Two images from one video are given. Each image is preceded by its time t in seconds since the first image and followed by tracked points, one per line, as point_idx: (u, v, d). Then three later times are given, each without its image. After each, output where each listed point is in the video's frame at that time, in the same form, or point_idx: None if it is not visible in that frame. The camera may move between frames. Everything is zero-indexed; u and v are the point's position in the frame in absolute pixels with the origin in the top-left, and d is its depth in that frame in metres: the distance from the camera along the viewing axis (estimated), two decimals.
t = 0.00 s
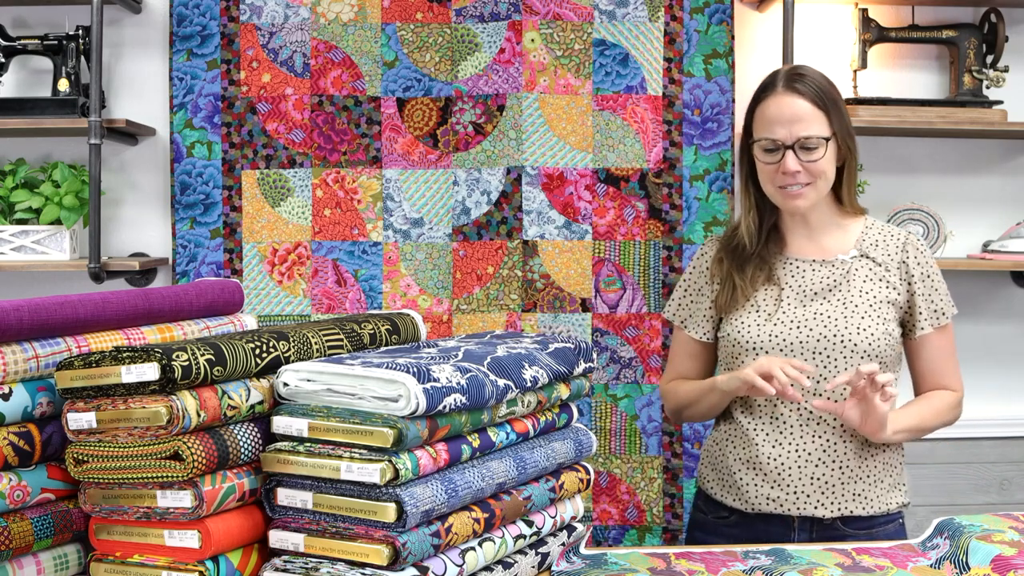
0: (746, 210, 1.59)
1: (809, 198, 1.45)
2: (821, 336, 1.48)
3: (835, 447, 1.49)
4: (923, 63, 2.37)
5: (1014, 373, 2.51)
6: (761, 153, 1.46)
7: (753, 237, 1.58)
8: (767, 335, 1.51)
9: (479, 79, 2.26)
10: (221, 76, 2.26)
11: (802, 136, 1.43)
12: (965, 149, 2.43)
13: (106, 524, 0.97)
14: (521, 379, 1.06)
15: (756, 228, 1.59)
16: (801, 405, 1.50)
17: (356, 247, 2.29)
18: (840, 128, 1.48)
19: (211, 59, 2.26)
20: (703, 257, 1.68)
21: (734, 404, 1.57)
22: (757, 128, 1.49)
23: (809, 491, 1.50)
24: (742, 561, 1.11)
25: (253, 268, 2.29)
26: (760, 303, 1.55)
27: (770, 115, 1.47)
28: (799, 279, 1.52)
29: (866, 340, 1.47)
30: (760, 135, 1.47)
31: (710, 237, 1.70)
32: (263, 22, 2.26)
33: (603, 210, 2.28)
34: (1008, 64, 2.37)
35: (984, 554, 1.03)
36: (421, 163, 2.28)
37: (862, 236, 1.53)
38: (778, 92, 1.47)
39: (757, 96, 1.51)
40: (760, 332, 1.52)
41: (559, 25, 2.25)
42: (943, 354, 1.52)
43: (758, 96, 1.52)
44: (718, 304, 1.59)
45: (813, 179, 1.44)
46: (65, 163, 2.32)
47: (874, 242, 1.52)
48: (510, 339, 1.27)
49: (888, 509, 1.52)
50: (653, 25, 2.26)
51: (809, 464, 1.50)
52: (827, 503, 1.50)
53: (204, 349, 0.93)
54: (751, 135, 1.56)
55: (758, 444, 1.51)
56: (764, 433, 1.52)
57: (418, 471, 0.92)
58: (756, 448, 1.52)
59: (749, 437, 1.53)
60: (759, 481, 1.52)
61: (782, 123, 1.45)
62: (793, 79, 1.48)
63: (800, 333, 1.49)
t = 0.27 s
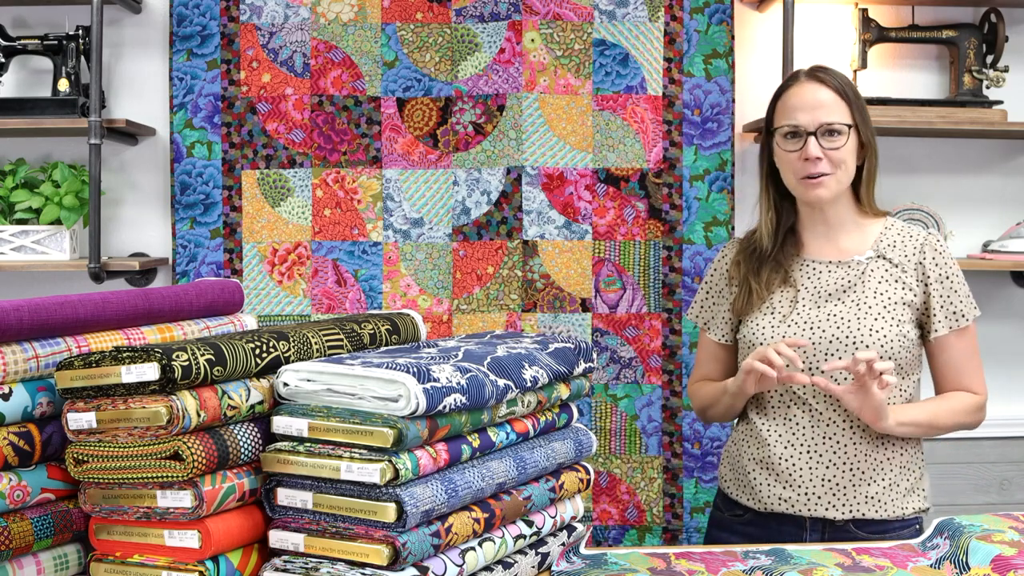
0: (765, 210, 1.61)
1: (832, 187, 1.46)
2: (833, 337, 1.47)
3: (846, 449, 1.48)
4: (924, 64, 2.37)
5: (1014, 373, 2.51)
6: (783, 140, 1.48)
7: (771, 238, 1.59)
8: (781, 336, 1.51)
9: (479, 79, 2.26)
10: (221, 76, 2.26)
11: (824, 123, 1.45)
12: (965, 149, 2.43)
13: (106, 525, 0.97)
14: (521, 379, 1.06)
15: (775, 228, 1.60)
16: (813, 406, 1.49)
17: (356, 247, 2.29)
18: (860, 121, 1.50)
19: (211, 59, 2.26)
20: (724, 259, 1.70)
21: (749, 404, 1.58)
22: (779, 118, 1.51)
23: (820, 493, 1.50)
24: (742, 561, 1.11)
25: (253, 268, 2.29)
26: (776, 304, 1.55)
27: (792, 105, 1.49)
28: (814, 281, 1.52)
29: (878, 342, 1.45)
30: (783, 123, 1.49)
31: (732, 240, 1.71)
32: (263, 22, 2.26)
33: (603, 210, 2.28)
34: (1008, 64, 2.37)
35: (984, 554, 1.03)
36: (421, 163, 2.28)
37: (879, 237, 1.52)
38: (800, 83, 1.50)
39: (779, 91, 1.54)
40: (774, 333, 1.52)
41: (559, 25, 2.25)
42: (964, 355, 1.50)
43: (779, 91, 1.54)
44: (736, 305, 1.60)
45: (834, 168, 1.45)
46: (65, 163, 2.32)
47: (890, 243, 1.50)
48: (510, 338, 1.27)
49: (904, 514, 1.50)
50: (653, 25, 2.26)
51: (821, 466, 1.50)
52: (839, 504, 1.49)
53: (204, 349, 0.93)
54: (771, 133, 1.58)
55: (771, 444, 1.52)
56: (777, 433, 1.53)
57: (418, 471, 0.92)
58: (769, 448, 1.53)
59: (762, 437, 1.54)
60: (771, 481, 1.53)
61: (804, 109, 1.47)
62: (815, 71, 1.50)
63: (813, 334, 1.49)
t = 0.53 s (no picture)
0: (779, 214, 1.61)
1: (850, 191, 1.45)
2: (843, 338, 1.47)
3: (854, 450, 1.48)
4: (924, 64, 2.37)
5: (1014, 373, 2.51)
6: (797, 147, 1.48)
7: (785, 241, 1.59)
8: (791, 337, 1.52)
9: (479, 79, 2.26)
10: (221, 76, 2.26)
11: (837, 126, 1.45)
12: (965, 149, 2.43)
13: (105, 525, 0.97)
14: (521, 379, 1.06)
15: (789, 231, 1.60)
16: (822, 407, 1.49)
17: (356, 247, 2.29)
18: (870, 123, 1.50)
19: (211, 59, 2.26)
20: (738, 261, 1.70)
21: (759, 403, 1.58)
22: (791, 124, 1.51)
23: (826, 493, 1.50)
24: (742, 561, 1.11)
25: (253, 268, 2.29)
26: (788, 305, 1.55)
27: (803, 110, 1.49)
28: (826, 282, 1.52)
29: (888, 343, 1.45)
30: (795, 130, 1.49)
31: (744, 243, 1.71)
32: (263, 22, 2.26)
33: (603, 210, 2.28)
34: (1008, 64, 2.37)
35: (984, 554, 1.03)
36: (421, 163, 2.28)
37: (892, 239, 1.51)
38: (808, 88, 1.51)
39: (787, 95, 1.54)
40: (785, 333, 1.53)
41: (559, 24, 2.25)
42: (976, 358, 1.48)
43: (787, 97, 1.55)
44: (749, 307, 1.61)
45: (851, 170, 1.45)
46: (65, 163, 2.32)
47: (903, 245, 1.50)
48: (510, 339, 1.27)
49: (909, 516, 1.49)
50: (653, 25, 2.26)
51: (827, 466, 1.49)
52: (844, 505, 1.49)
53: (204, 349, 0.93)
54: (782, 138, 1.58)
55: (778, 444, 1.52)
56: (785, 433, 1.53)
57: (418, 471, 0.92)
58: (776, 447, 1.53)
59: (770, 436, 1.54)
60: (778, 480, 1.53)
61: (816, 115, 1.47)
62: (822, 75, 1.51)
63: (823, 334, 1.49)
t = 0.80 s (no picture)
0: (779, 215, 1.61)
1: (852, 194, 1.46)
2: (845, 339, 1.47)
3: (855, 450, 1.48)
4: (924, 64, 2.37)
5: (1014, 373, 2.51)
6: (797, 150, 1.48)
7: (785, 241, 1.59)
8: (793, 338, 1.51)
9: (479, 79, 2.26)
10: (221, 76, 2.26)
11: (837, 128, 1.45)
12: (966, 149, 2.43)
13: (105, 525, 0.97)
14: (521, 379, 1.06)
15: (789, 232, 1.59)
16: (824, 408, 1.49)
17: (356, 247, 2.29)
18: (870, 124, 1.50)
19: (211, 59, 2.26)
20: (737, 261, 1.69)
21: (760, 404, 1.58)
22: (791, 127, 1.50)
23: (827, 492, 1.50)
24: (742, 561, 1.11)
25: (253, 268, 2.29)
26: (788, 306, 1.55)
27: (803, 112, 1.48)
28: (827, 283, 1.52)
29: (890, 344, 1.45)
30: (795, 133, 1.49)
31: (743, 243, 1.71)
32: (263, 22, 2.26)
33: (603, 210, 2.28)
34: (1008, 64, 2.37)
35: (984, 554, 1.03)
36: (421, 163, 2.28)
37: (892, 240, 1.51)
38: (809, 90, 1.50)
39: (786, 97, 1.54)
40: (786, 335, 1.52)
41: (559, 24, 2.25)
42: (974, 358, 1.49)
43: (786, 98, 1.54)
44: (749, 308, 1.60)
45: (851, 173, 1.45)
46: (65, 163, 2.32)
47: (903, 247, 1.50)
48: (510, 339, 1.27)
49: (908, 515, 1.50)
50: (653, 25, 2.26)
51: (828, 466, 1.49)
52: (843, 505, 1.49)
53: (204, 349, 0.93)
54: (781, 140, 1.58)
55: (779, 444, 1.52)
56: (786, 433, 1.52)
57: (418, 471, 0.92)
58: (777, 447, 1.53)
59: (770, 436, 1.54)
60: (777, 480, 1.53)
61: (817, 118, 1.47)
62: (822, 77, 1.51)
63: (825, 336, 1.49)
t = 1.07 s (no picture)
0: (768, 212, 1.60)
1: (836, 194, 1.45)
2: (839, 340, 1.47)
3: (850, 449, 1.48)
4: (923, 64, 2.37)
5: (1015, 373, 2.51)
6: (784, 147, 1.48)
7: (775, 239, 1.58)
8: (786, 339, 1.51)
9: (479, 79, 2.26)
10: (221, 76, 2.26)
11: (824, 127, 1.45)
12: (966, 148, 2.43)
13: (106, 525, 0.97)
14: (521, 379, 1.06)
15: (778, 230, 1.59)
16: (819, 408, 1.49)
17: (356, 247, 2.29)
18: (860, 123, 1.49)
19: (211, 59, 2.26)
20: (727, 262, 1.69)
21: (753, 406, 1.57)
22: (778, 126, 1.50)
23: (823, 492, 1.49)
24: (742, 561, 1.11)
25: (253, 268, 2.29)
26: (781, 306, 1.54)
27: (792, 110, 1.48)
28: (819, 283, 1.52)
29: (883, 344, 1.45)
30: (782, 130, 1.49)
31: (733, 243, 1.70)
32: (263, 22, 2.26)
33: (603, 210, 2.28)
34: (1008, 64, 2.37)
35: (984, 554, 1.03)
36: (421, 163, 2.28)
37: (883, 239, 1.51)
38: (799, 89, 1.50)
39: (776, 96, 1.53)
40: (779, 336, 1.52)
41: (559, 24, 2.25)
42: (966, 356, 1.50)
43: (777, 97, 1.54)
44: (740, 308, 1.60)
45: (837, 172, 1.45)
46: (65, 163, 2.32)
47: (894, 245, 1.50)
48: (510, 338, 1.27)
49: (906, 513, 1.49)
50: (653, 25, 2.26)
51: (824, 466, 1.49)
52: (840, 504, 1.49)
53: (204, 349, 0.93)
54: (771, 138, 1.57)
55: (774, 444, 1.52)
56: (781, 433, 1.52)
57: (418, 471, 0.92)
58: (772, 448, 1.52)
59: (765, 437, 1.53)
60: (773, 480, 1.53)
61: (804, 116, 1.46)
62: (812, 76, 1.50)
63: (819, 336, 1.48)
